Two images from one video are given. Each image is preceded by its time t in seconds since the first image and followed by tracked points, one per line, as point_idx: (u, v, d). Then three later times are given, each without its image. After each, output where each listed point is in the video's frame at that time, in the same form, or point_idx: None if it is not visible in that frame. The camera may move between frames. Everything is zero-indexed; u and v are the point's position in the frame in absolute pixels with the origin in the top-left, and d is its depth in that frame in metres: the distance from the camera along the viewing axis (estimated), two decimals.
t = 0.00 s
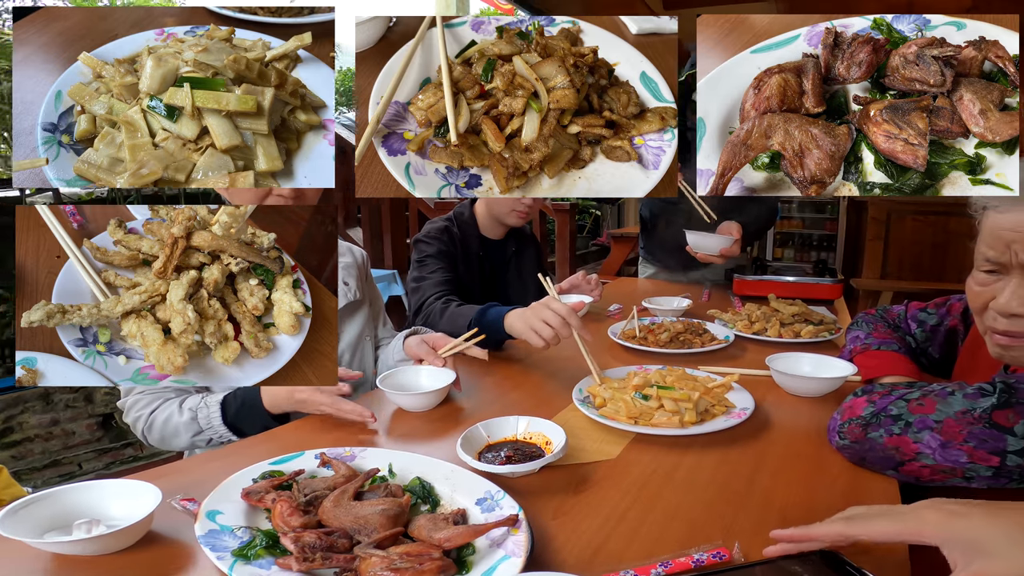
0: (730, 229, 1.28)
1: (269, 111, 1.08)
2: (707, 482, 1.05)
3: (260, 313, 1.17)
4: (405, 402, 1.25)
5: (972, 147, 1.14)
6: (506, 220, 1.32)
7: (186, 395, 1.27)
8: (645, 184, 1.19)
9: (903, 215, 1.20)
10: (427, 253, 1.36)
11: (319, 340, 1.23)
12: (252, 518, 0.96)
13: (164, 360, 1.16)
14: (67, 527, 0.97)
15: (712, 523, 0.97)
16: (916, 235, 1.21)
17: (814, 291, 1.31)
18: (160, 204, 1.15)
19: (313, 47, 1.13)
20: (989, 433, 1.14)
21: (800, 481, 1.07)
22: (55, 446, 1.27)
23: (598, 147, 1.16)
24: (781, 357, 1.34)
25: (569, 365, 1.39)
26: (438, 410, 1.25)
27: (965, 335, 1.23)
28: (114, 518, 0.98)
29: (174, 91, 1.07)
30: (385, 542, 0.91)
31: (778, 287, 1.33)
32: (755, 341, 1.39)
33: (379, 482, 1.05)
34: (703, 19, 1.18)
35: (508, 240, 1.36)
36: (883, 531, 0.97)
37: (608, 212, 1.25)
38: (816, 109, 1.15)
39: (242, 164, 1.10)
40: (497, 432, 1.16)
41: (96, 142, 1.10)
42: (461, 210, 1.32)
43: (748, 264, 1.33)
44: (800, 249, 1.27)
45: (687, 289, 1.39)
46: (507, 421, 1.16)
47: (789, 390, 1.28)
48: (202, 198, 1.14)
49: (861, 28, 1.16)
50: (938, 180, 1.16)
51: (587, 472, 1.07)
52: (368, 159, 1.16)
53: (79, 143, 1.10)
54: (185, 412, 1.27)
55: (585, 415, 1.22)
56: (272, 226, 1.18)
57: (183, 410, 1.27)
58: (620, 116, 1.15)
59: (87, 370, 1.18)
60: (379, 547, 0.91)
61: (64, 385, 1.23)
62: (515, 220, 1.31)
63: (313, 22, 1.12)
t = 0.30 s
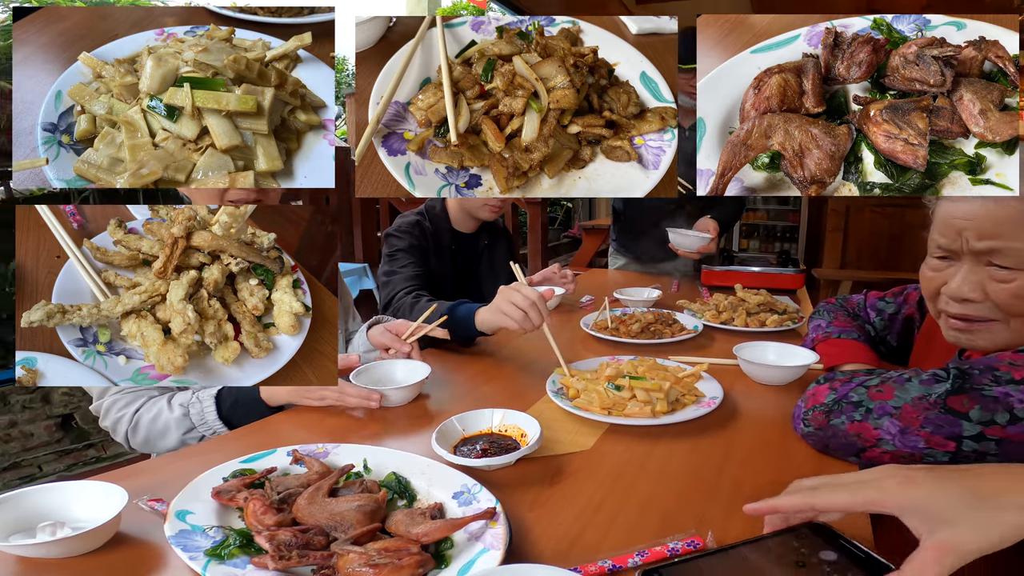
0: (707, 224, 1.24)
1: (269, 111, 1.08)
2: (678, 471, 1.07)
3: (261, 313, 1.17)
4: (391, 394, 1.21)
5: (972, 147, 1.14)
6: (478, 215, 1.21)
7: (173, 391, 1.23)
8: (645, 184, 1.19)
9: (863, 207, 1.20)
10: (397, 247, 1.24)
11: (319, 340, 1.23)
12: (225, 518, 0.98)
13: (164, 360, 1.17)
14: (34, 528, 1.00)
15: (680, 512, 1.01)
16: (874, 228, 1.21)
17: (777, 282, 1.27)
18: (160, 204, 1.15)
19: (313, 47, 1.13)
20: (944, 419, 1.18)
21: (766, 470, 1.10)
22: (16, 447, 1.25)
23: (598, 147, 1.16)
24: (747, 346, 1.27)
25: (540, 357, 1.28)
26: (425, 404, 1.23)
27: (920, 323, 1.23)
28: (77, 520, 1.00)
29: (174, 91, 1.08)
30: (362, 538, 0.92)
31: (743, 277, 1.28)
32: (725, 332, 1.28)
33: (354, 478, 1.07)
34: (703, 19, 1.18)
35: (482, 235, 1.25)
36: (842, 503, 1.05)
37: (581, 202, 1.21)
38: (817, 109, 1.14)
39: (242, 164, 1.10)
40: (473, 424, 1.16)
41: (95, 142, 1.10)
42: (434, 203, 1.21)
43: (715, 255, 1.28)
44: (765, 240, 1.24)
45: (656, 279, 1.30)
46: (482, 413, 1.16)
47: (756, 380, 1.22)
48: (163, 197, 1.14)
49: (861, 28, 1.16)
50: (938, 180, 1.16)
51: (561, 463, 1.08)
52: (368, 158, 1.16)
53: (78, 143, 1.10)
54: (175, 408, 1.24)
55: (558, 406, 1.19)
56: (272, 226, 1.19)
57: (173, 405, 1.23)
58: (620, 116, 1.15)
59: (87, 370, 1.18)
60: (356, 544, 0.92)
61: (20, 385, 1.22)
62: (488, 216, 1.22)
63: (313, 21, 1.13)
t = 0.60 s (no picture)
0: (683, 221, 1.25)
1: (269, 111, 1.09)
2: (658, 466, 1.06)
3: (260, 313, 1.17)
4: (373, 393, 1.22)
5: (972, 147, 1.12)
6: (451, 211, 1.24)
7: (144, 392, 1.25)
8: (645, 184, 1.19)
9: (830, 202, 1.20)
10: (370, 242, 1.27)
11: (319, 340, 1.24)
12: (202, 518, 0.98)
13: (164, 360, 1.18)
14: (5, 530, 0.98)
15: (664, 504, 0.99)
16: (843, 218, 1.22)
17: (749, 274, 1.32)
18: (160, 204, 1.15)
19: (313, 47, 1.13)
20: (911, 408, 1.17)
21: (746, 462, 1.08)
22: None
23: (598, 147, 1.16)
24: (723, 337, 1.33)
25: (520, 353, 1.33)
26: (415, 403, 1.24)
27: (886, 313, 1.30)
28: (48, 522, 0.99)
29: (174, 91, 1.08)
30: (343, 535, 0.93)
31: (716, 270, 1.33)
32: (699, 323, 1.36)
33: (333, 476, 1.06)
34: (702, 19, 1.17)
35: (455, 228, 1.28)
36: (838, 495, 1.01)
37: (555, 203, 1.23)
38: (817, 108, 1.14)
39: (242, 164, 1.10)
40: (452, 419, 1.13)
41: (95, 142, 1.11)
42: (406, 199, 1.24)
43: (690, 248, 1.34)
44: (738, 233, 1.28)
45: (632, 272, 1.37)
46: (462, 408, 1.14)
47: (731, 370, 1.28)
48: (130, 195, 1.13)
49: (861, 28, 1.15)
50: (939, 181, 1.14)
51: (541, 457, 1.07)
52: (368, 158, 1.16)
53: (79, 143, 1.12)
54: (146, 409, 1.26)
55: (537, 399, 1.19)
56: (272, 226, 1.18)
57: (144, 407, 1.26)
58: (620, 116, 1.14)
59: (87, 370, 1.19)
60: (337, 541, 0.93)
61: None
62: (461, 211, 1.24)
63: (313, 22, 1.13)
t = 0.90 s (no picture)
0: (671, 218, 1.29)
1: (269, 111, 1.08)
2: (649, 462, 1.06)
3: (260, 313, 1.17)
4: (345, 392, 1.25)
5: (972, 147, 1.12)
6: (438, 209, 1.28)
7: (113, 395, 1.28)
8: (645, 184, 1.18)
9: (817, 199, 1.20)
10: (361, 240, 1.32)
11: (318, 340, 1.24)
12: (192, 518, 0.98)
13: (164, 360, 1.17)
14: None
15: (655, 501, 0.98)
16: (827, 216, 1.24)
17: (737, 270, 1.35)
18: (160, 204, 1.17)
19: (313, 47, 1.13)
20: (898, 402, 1.21)
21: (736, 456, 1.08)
22: None
23: (598, 147, 1.16)
24: (710, 334, 1.36)
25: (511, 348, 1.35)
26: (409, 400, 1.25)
27: (871, 310, 1.34)
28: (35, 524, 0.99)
29: (174, 91, 1.08)
30: (335, 534, 0.94)
31: (706, 266, 1.36)
32: (688, 319, 1.40)
33: (323, 474, 1.08)
34: (702, 19, 1.17)
35: (443, 225, 1.34)
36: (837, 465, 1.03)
37: (546, 200, 1.24)
38: (817, 109, 1.13)
39: (242, 164, 1.10)
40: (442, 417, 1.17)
41: (95, 142, 1.11)
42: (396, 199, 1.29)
43: (680, 245, 1.35)
44: (726, 230, 1.30)
45: (622, 270, 1.41)
46: (453, 407, 1.16)
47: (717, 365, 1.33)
48: (114, 196, 1.14)
49: (861, 28, 1.16)
50: (938, 181, 1.14)
51: (532, 454, 1.08)
52: (369, 158, 1.16)
53: (79, 143, 1.12)
54: (115, 411, 1.29)
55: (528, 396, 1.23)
56: (272, 226, 1.19)
57: (114, 409, 1.28)
58: (620, 116, 1.14)
59: (87, 370, 1.19)
60: (328, 540, 0.94)
61: None
62: (449, 209, 1.28)
63: (313, 22, 1.12)
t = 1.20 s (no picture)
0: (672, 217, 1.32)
1: (269, 111, 1.08)
2: (646, 461, 1.07)
3: (260, 313, 1.17)
4: (341, 392, 1.24)
5: (972, 147, 1.12)
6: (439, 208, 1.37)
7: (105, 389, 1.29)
8: (645, 184, 1.17)
9: (812, 198, 1.21)
10: (359, 237, 1.46)
11: (319, 340, 1.24)
12: (188, 518, 0.98)
13: (164, 360, 1.17)
14: None
15: (653, 499, 0.98)
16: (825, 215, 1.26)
17: (734, 269, 1.37)
18: (160, 205, 1.17)
19: (313, 47, 1.13)
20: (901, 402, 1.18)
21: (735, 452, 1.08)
22: None
23: (598, 147, 1.16)
24: (707, 333, 1.34)
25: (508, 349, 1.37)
26: (407, 399, 1.24)
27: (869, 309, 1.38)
28: (31, 525, 0.99)
29: (174, 91, 1.08)
30: (331, 534, 0.95)
31: (703, 265, 1.40)
32: (686, 318, 1.40)
33: (321, 474, 1.08)
34: (702, 19, 1.17)
35: (440, 225, 1.45)
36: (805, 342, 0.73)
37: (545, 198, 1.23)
38: (816, 109, 1.14)
39: (242, 164, 1.09)
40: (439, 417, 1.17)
41: (96, 142, 1.10)
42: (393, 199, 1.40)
43: (679, 245, 1.39)
44: (722, 229, 1.32)
45: (619, 269, 1.45)
46: (450, 406, 1.16)
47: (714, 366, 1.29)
48: (110, 196, 1.13)
49: (861, 28, 1.15)
50: (938, 181, 1.14)
51: (530, 453, 1.08)
52: (368, 158, 1.15)
53: (79, 143, 1.11)
54: (107, 405, 1.30)
55: (525, 395, 1.20)
56: (272, 226, 1.19)
57: (106, 404, 1.30)
58: (620, 116, 1.14)
59: (87, 370, 1.19)
60: (326, 540, 0.95)
61: None
62: (449, 209, 1.34)
63: (313, 21, 1.12)
